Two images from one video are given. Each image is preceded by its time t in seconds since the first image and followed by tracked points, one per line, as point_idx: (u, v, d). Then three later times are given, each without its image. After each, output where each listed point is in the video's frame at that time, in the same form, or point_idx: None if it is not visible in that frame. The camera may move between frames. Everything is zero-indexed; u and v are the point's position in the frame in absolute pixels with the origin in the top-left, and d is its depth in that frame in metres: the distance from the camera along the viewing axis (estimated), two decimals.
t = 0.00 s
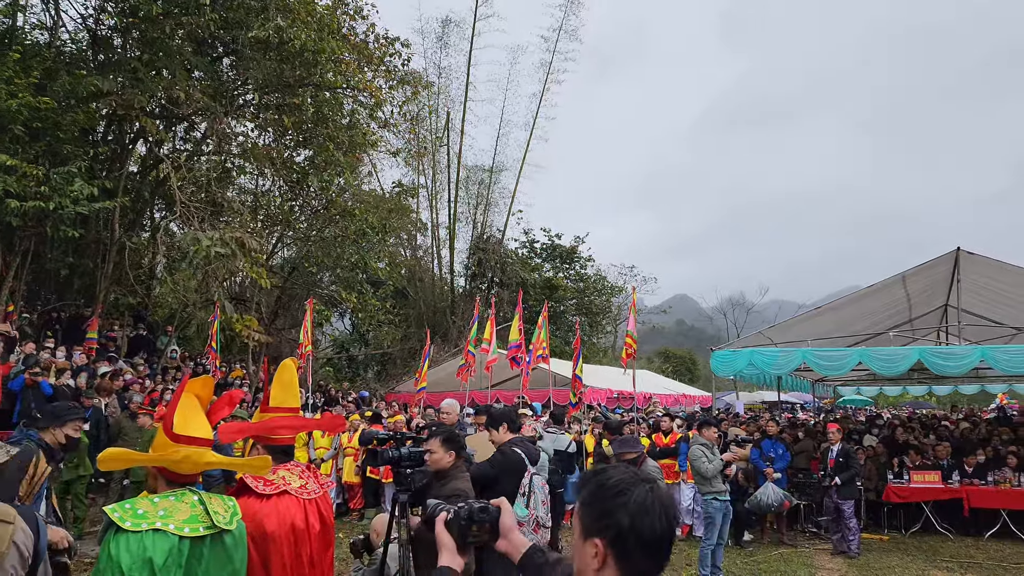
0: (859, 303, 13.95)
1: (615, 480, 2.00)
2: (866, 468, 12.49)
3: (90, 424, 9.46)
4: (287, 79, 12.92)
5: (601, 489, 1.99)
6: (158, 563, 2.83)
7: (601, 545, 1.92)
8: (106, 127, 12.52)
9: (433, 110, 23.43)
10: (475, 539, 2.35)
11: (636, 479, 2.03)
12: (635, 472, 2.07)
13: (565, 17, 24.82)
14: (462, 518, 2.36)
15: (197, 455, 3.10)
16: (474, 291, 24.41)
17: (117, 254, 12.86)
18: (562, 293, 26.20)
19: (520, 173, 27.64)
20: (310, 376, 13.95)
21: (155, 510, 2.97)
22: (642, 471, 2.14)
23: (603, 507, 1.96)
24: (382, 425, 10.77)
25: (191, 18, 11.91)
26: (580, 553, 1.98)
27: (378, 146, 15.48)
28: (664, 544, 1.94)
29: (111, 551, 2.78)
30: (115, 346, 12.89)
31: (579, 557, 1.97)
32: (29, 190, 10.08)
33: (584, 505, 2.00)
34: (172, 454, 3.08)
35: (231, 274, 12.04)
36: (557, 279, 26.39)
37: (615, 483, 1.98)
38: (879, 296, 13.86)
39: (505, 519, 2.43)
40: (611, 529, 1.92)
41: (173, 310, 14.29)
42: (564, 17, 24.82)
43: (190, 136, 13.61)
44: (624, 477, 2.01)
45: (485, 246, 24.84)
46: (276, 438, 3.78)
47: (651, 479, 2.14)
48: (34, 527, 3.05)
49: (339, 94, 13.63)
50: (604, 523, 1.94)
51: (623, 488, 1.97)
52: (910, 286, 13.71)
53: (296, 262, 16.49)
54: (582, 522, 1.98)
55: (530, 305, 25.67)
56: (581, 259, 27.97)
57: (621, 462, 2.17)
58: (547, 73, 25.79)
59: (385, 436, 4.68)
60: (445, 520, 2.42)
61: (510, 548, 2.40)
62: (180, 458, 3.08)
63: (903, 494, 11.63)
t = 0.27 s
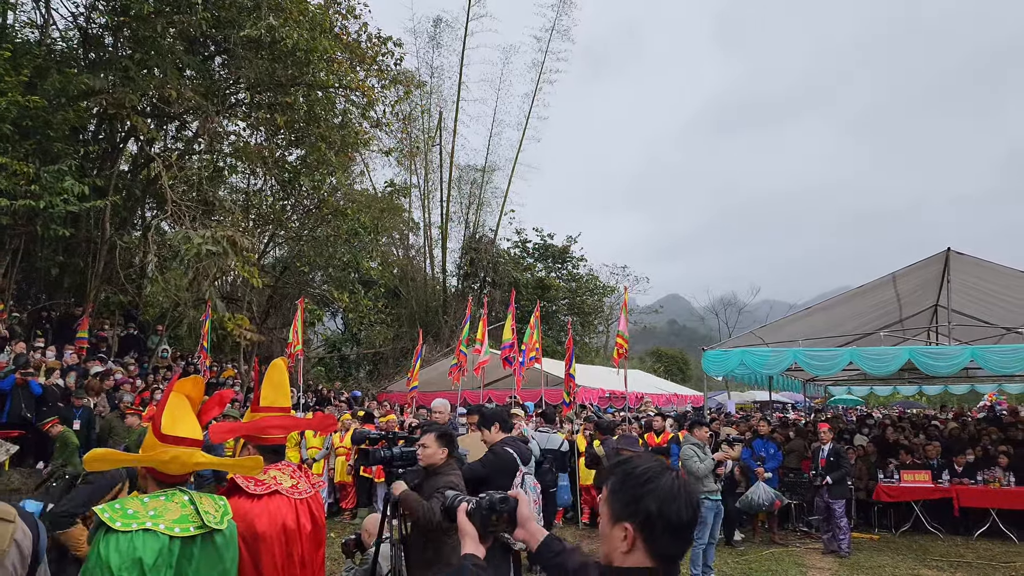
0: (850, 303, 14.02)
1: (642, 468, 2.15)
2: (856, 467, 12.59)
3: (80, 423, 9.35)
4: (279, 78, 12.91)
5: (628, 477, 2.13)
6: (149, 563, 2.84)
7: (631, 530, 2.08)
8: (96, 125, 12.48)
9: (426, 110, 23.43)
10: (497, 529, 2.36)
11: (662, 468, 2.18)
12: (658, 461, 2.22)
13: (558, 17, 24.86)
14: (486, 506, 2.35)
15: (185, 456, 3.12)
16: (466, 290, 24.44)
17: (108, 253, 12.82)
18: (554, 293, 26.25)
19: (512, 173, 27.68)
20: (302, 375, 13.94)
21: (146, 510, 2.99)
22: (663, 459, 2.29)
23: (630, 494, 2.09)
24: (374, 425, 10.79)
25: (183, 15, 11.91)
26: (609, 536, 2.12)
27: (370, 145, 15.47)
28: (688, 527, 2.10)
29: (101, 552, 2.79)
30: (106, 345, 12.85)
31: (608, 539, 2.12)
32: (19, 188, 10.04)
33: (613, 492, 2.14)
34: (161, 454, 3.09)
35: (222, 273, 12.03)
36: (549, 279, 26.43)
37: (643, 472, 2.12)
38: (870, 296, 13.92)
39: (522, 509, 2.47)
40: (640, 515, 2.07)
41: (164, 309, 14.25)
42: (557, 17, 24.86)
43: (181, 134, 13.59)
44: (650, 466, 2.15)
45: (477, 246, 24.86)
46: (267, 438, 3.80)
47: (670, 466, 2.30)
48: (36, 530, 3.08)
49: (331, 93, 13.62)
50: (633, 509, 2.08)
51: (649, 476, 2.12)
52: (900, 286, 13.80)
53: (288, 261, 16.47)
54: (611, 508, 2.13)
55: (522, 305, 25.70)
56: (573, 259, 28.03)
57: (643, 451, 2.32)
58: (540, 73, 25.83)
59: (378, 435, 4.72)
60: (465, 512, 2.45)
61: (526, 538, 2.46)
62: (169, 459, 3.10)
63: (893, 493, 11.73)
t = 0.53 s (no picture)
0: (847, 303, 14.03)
1: (648, 463, 2.17)
2: (853, 466, 12.61)
3: (77, 423, 9.24)
4: (276, 77, 12.91)
5: (635, 472, 2.15)
6: (145, 562, 2.84)
7: (639, 523, 2.10)
8: (93, 125, 12.45)
9: (423, 110, 23.43)
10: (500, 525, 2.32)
11: (666, 462, 2.21)
12: (662, 455, 2.25)
13: (555, 16, 24.86)
14: (490, 503, 2.31)
15: (181, 455, 3.12)
16: (463, 290, 24.45)
17: (105, 253, 12.79)
18: (551, 293, 26.25)
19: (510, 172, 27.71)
20: (299, 375, 13.92)
21: (142, 510, 2.99)
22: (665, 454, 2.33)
23: (638, 489, 2.12)
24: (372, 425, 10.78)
25: (180, 15, 11.93)
26: (615, 529, 2.15)
27: (367, 145, 15.46)
28: (692, 520, 2.15)
29: (97, 552, 2.79)
30: (103, 345, 12.84)
31: (615, 532, 2.14)
32: (16, 188, 10.02)
33: (620, 487, 2.16)
34: (157, 454, 3.09)
35: (220, 272, 12.02)
36: (546, 279, 26.44)
37: (649, 467, 2.14)
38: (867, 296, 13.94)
39: (524, 504, 2.37)
40: (647, 508, 2.10)
41: (161, 309, 14.22)
42: (554, 16, 24.87)
43: (178, 134, 13.58)
44: (655, 462, 2.18)
45: (475, 245, 24.86)
46: (264, 438, 3.80)
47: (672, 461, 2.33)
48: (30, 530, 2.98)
49: (329, 93, 13.64)
50: (641, 503, 2.11)
51: (656, 470, 2.15)
52: (897, 286, 13.86)
53: (285, 261, 16.47)
54: (619, 501, 2.14)
55: (520, 304, 25.71)
56: (570, 258, 28.04)
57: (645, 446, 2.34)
58: (537, 73, 25.85)
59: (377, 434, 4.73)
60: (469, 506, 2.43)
61: (530, 532, 2.34)
62: (165, 458, 3.10)
63: (890, 493, 11.76)
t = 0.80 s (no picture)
0: (850, 301, 13.99)
1: (656, 453, 2.17)
2: (856, 465, 12.58)
3: (81, 424, 9.36)
4: (278, 78, 12.94)
5: (643, 461, 2.16)
6: (149, 562, 2.85)
7: (647, 510, 2.09)
8: (97, 126, 12.49)
9: (425, 110, 23.44)
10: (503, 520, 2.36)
11: (672, 453, 2.22)
12: (668, 446, 2.26)
13: (556, 15, 24.84)
14: (494, 499, 2.36)
15: (185, 455, 3.13)
16: (466, 289, 24.47)
17: (108, 254, 12.81)
18: (554, 292, 26.24)
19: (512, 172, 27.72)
20: (302, 376, 13.94)
21: (147, 510, 3.00)
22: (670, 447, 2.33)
23: (646, 477, 2.12)
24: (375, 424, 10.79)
25: (182, 17, 11.96)
26: (623, 517, 2.14)
27: (369, 145, 15.48)
28: (700, 508, 2.15)
29: (102, 551, 2.80)
30: (107, 346, 12.87)
31: (624, 520, 2.13)
32: (19, 190, 10.03)
33: (627, 477, 2.16)
34: (160, 453, 3.10)
35: (223, 273, 12.05)
36: (549, 278, 26.44)
37: (656, 457, 2.15)
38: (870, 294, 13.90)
39: (526, 500, 2.41)
40: (656, 496, 2.09)
41: (164, 310, 14.25)
42: (555, 15, 24.85)
43: (181, 135, 13.61)
44: (663, 451, 2.19)
45: (477, 245, 24.88)
46: (267, 438, 3.81)
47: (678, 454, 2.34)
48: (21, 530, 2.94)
49: (331, 93, 13.68)
50: (649, 491, 2.10)
51: (663, 460, 2.15)
52: (900, 285, 13.83)
53: (288, 261, 16.49)
54: (627, 489, 2.14)
55: (522, 304, 25.72)
56: (572, 258, 28.04)
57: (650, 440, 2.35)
58: (539, 72, 25.85)
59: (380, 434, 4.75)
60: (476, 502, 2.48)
61: (532, 526, 2.38)
62: (169, 458, 3.11)
63: (894, 492, 11.73)
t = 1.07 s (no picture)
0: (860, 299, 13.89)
1: (682, 446, 2.23)
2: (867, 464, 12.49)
3: (93, 425, 9.42)
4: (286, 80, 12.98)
5: (669, 454, 2.21)
6: (161, 562, 2.85)
7: (675, 500, 2.14)
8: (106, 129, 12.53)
9: (433, 110, 23.44)
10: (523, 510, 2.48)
11: (697, 447, 2.27)
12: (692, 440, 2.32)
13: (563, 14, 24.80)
14: (517, 490, 2.50)
15: (196, 455, 3.13)
16: (474, 289, 24.46)
17: (119, 255, 12.86)
18: (562, 292, 26.19)
19: (519, 172, 27.70)
20: (311, 376, 13.96)
21: (158, 510, 3.01)
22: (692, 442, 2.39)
23: (674, 469, 2.17)
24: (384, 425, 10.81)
25: (191, 19, 11.99)
26: (650, 506, 2.18)
27: (377, 146, 15.49)
28: (724, 500, 2.21)
29: (115, 552, 2.81)
30: (117, 348, 12.92)
31: (650, 510, 2.18)
32: (30, 193, 10.06)
33: (654, 469, 2.20)
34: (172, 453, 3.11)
35: (232, 274, 12.09)
36: (557, 278, 26.39)
37: (683, 450, 2.20)
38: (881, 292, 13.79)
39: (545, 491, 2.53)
40: (684, 486, 2.14)
41: (174, 311, 14.31)
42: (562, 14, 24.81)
43: (190, 137, 13.65)
44: (689, 445, 2.24)
45: (485, 245, 24.85)
46: (277, 438, 3.81)
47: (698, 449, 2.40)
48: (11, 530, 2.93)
49: (339, 94, 13.72)
50: (677, 481, 2.15)
51: (690, 453, 2.21)
52: (911, 283, 13.74)
53: (297, 262, 16.51)
54: (654, 480, 2.19)
55: (531, 303, 25.69)
56: (580, 257, 27.98)
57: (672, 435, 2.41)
58: (546, 71, 25.83)
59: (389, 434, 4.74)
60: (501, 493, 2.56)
61: (550, 517, 2.49)
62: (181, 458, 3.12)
63: (906, 491, 11.65)
